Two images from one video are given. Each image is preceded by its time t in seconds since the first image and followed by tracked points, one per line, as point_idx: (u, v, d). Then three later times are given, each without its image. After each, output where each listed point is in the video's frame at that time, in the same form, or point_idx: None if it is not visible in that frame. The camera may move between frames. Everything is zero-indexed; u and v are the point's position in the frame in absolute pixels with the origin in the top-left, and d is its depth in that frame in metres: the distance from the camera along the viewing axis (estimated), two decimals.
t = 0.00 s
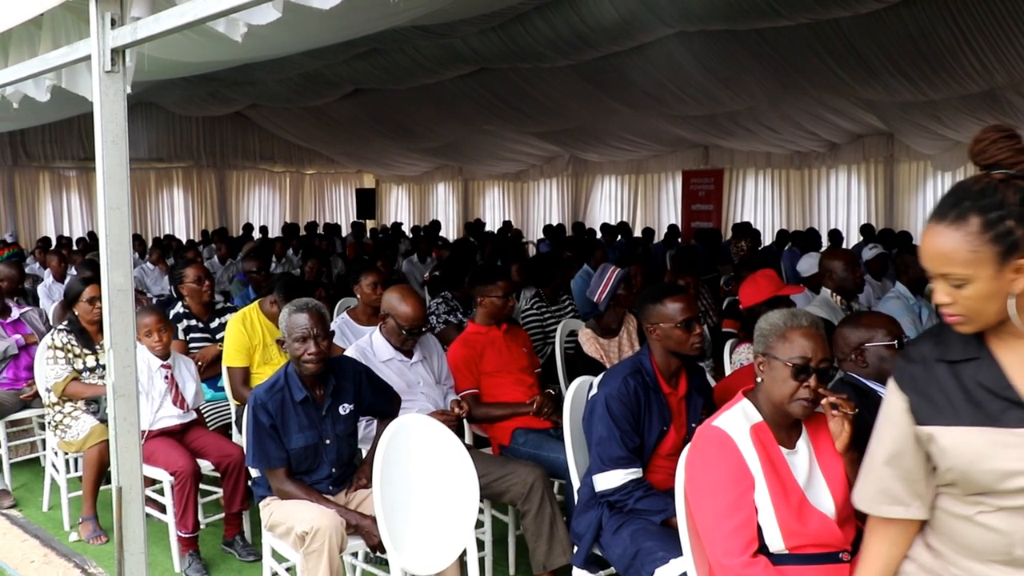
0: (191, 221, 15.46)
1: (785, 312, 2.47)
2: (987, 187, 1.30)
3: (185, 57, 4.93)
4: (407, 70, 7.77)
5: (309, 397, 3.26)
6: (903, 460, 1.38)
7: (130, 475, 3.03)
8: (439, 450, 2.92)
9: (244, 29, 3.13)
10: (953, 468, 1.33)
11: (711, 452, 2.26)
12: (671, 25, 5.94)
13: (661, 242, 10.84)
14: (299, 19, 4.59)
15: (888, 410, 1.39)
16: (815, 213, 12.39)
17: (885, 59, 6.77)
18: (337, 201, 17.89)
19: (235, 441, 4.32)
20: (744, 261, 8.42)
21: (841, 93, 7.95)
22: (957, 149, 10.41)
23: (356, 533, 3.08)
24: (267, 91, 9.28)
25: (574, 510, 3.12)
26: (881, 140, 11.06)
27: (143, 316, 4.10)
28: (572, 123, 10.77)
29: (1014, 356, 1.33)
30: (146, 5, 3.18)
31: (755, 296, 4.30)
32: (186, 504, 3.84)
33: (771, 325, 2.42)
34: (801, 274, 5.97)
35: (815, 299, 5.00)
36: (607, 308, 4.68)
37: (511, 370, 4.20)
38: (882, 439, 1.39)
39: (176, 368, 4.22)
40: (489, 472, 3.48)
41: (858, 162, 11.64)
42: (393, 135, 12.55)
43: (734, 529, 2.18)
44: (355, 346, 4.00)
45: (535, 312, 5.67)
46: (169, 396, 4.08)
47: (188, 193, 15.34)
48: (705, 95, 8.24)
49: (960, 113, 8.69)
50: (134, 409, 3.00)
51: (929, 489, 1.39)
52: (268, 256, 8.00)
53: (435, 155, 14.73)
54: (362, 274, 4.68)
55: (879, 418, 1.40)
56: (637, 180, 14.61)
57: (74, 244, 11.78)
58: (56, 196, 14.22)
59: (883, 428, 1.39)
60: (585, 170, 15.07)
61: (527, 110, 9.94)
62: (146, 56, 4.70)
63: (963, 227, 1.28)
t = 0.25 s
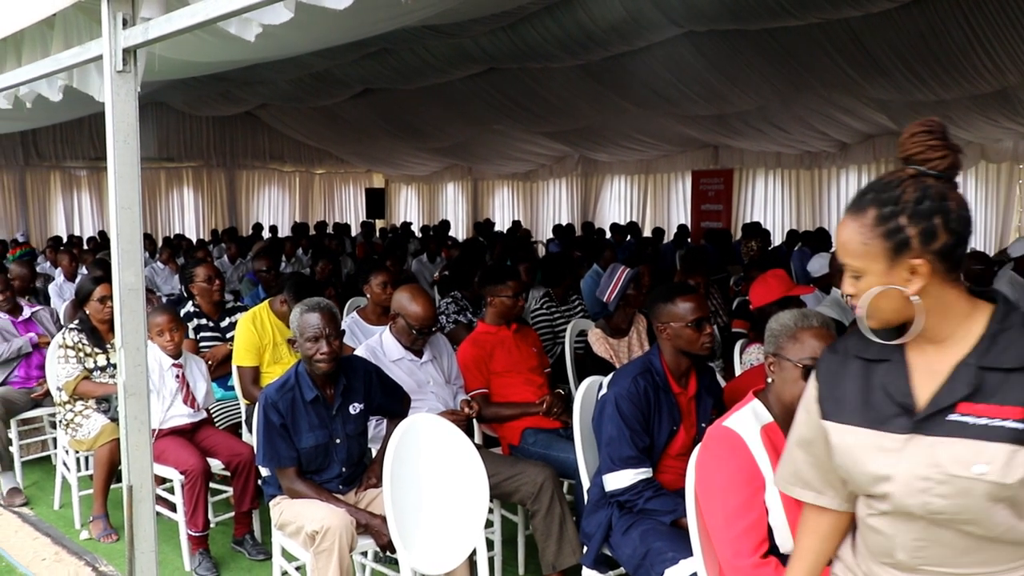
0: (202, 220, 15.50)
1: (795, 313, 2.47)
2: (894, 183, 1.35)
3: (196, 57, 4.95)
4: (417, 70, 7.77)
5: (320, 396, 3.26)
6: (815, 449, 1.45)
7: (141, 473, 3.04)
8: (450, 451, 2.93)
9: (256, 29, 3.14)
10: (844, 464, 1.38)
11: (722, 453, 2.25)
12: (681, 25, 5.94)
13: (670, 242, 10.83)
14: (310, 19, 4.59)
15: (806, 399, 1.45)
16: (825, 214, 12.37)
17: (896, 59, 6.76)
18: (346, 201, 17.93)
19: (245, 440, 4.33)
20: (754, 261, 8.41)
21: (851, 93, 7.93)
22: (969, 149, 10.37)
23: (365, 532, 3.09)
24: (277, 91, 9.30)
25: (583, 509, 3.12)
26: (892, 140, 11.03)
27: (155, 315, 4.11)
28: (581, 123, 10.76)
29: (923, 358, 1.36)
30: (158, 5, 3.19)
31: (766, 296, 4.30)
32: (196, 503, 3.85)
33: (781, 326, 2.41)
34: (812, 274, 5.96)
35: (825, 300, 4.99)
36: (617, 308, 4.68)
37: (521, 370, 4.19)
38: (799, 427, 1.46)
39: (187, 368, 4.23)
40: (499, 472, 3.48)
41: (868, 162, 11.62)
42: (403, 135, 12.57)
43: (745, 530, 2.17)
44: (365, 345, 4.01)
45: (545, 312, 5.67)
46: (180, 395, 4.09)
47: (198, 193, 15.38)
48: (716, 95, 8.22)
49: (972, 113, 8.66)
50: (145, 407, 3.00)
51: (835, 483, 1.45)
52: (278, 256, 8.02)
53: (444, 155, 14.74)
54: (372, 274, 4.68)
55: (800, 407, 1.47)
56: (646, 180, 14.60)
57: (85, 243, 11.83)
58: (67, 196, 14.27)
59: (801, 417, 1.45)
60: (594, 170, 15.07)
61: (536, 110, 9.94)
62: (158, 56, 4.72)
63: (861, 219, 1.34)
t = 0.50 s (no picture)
0: (210, 219, 15.52)
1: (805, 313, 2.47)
2: (829, 182, 1.45)
3: (205, 57, 4.96)
4: (425, 70, 7.77)
5: (328, 395, 3.26)
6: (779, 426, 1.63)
7: (150, 472, 3.05)
8: (461, 447, 2.93)
9: (266, 29, 3.15)
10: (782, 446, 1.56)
11: (732, 454, 2.25)
12: (690, 24, 5.93)
13: (679, 242, 10.81)
14: (320, 20, 4.60)
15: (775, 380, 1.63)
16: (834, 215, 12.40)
17: (906, 58, 6.75)
18: (354, 200, 17.94)
19: (254, 439, 4.34)
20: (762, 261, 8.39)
21: (860, 92, 7.91)
22: (979, 148, 10.34)
23: (374, 531, 3.09)
24: (286, 90, 9.32)
25: (591, 509, 3.12)
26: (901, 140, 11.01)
27: (165, 314, 4.12)
28: (589, 123, 10.76)
29: (857, 355, 1.48)
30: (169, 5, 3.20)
31: (775, 295, 4.30)
32: (205, 502, 3.86)
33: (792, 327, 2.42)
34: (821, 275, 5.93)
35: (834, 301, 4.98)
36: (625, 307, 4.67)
37: (530, 370, 4.19)
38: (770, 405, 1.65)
39: (197, 367, 4.24)
40: (507, 471, 3.47)
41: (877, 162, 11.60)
42: (411, 135, 12.58)
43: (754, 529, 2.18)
44: (374, 345, 4.01)
45: (553, 311, 5.68)
46: (188, 394, 4.10)
47: (207, 192, 15.40)
48: (725, 95, 8.21)
49: (981, 112, 8.64)
50: (155, 406, 3.02)
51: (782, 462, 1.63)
52: (286, 255, 8.04)
53: (452, 155, 14.75)
54: (380, 273, 4.68)
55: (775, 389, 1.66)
56: (655, 180, 14.59)
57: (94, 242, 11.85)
58: (76, 195, 14.31)
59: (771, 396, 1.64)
60: (602, 169, 15.06)
61: (545, 110, 9.93)
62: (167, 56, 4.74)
63: (795, 219, 1.47)
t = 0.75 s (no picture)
0: (218, 219, 15.56)
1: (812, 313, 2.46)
2: (742, 179, 1.31)
3: (213, 57, 4.98)
4: (432, 70, 7.78)
5: (336, 395, 3.27)
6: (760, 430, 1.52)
7: (158, 471, 3.06)
8: (468, 449, 2.94)
9: (273, 30, 3.15)
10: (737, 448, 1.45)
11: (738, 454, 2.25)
12: (697, 24, 5.93)
13: (686, 242, 10.80)
14: (326, 19, 4.61)
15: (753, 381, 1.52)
16: (842, 214, 12.38)
17: (914, 58, 6.74)
18: (362, 200, 17.96)
19: (261, 439, 4.34)
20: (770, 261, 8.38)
21: (867, 92, 7.90)
22: (987, 148, 10.30)
23: (381, 530, 3.09)
24: (293, 90, 9.34)
25: (599, 509, 3.11)
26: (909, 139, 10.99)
27: (172, 314, 4.14)
28: (596, 123, 10.76)
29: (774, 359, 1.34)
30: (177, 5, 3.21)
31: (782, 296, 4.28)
32: (213, 501, 3.87)
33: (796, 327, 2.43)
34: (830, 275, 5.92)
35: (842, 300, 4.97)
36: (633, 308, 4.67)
37: (537, 370, 4.19)
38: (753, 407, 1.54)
39: (205, 367, 4.26)
40: (514, 471, 3.47)
41: (884, 161, 11.58)
42: (418, 135, 12.59)
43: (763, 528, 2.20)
44: (381, 344, 4.02)
45: (560, 311, 5.67)
46: (196, 393, 4.11)
47: (215, 192, 15.44)
48: (732, 95, 8.21)
49: (988, 111, 8.62)
50: (163, 405, 3.02)
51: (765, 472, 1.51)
52: (293, 255, 8.06)
53: (459, 154, 14.75)
54: (388, 273, 4.69)
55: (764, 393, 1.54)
56: (661, 180, 14.58)
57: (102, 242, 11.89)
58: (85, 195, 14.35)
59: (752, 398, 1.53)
60: (609, 169, 15.04)
61: (551, 110, 9.93)
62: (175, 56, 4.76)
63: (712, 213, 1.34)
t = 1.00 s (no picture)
0: (224, 220, 15.59)
1: (818, 314, 2.45)
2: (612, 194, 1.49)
3: (221, 58, 4.99)
4: (438, 71, 7.80)
5: (342, 396, 3.27)
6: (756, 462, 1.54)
7: (165, 472, 3.06)
8: (475, 451, 2.95)
9: (280, 31, 3.16)
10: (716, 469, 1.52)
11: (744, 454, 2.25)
12: (703, 25, 5.93)
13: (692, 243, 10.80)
14: (333, 21, 4.62)
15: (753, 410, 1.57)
16: (848, 215, 12.38)
17: (921, 59, 6.74)
18: (368, 201, 17.98)
19: (268, 439, 4.35)
20: (776, 262, 8.37)
21: (874, 93, 7.89)
22: (993, 149, 10.28)
23: (387, 531, 3.10)
24: (300, 92, 9.37)
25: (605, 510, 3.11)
26: (915, 140, 10.98)
27: (176, 315, 4.16)
28: (603, 124, 10.77)
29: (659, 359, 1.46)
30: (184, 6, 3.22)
31: (788, 297, 4.29)
32: (219, 502, 3.88)
33: (803, 327, 2.41)
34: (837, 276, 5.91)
35: (848, 300, 4.95)
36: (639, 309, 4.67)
37: (543, 370, 4.20)
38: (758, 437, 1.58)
39: (209, 367, 4.26)
40: (520, 472, 3.47)
41: (891, 162, 11.57)
42: (424, 136, 12.61)
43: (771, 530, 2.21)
44: (388, 345, 4.02)
45: (566, 312, 5.68)
46: (202, 394, 4.12)
47: (221, 193, 15.48)
48: (739, 96, 8.20)
49: (995, 112, 8.60)
50: (169, 406, 3.03)
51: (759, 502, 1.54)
52: (300, 256, 8.07)
53: (466, 155, 14.77)
54: (394, 274, 4.69)
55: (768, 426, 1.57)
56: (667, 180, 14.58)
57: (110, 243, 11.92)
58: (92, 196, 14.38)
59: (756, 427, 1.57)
60: (615, 170, 15.04)
61: (558, 111, 9.94)
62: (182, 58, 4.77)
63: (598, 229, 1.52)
